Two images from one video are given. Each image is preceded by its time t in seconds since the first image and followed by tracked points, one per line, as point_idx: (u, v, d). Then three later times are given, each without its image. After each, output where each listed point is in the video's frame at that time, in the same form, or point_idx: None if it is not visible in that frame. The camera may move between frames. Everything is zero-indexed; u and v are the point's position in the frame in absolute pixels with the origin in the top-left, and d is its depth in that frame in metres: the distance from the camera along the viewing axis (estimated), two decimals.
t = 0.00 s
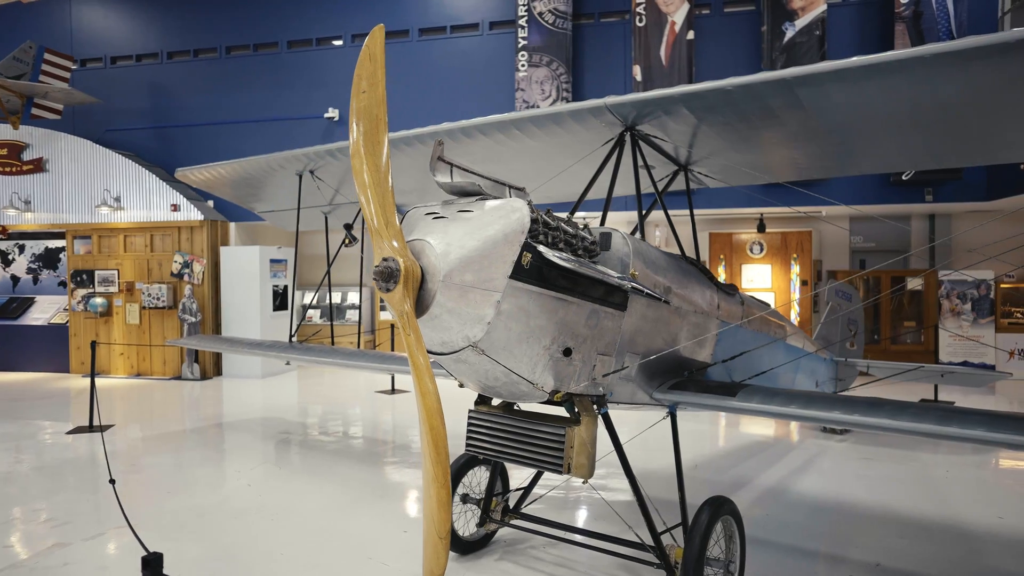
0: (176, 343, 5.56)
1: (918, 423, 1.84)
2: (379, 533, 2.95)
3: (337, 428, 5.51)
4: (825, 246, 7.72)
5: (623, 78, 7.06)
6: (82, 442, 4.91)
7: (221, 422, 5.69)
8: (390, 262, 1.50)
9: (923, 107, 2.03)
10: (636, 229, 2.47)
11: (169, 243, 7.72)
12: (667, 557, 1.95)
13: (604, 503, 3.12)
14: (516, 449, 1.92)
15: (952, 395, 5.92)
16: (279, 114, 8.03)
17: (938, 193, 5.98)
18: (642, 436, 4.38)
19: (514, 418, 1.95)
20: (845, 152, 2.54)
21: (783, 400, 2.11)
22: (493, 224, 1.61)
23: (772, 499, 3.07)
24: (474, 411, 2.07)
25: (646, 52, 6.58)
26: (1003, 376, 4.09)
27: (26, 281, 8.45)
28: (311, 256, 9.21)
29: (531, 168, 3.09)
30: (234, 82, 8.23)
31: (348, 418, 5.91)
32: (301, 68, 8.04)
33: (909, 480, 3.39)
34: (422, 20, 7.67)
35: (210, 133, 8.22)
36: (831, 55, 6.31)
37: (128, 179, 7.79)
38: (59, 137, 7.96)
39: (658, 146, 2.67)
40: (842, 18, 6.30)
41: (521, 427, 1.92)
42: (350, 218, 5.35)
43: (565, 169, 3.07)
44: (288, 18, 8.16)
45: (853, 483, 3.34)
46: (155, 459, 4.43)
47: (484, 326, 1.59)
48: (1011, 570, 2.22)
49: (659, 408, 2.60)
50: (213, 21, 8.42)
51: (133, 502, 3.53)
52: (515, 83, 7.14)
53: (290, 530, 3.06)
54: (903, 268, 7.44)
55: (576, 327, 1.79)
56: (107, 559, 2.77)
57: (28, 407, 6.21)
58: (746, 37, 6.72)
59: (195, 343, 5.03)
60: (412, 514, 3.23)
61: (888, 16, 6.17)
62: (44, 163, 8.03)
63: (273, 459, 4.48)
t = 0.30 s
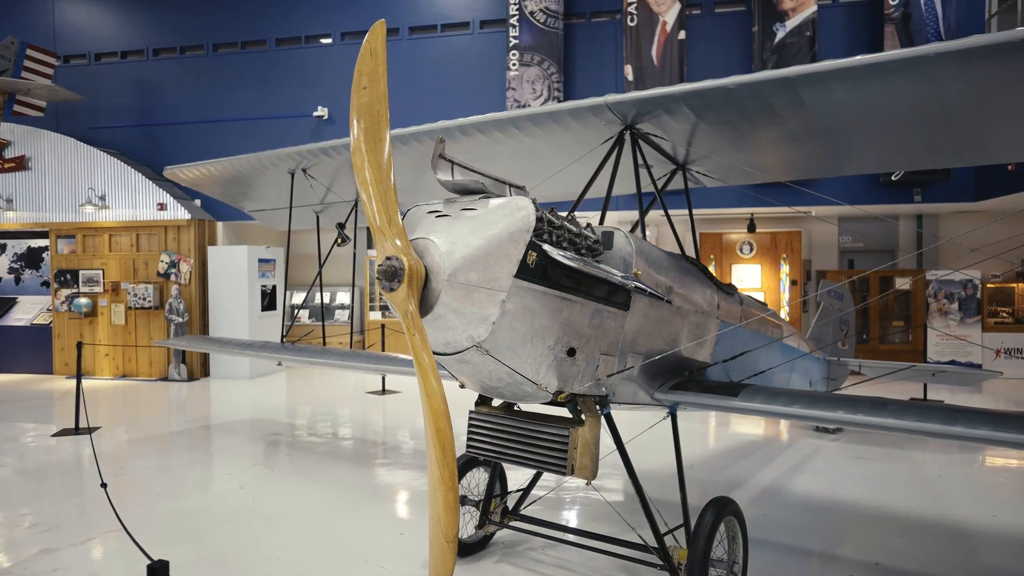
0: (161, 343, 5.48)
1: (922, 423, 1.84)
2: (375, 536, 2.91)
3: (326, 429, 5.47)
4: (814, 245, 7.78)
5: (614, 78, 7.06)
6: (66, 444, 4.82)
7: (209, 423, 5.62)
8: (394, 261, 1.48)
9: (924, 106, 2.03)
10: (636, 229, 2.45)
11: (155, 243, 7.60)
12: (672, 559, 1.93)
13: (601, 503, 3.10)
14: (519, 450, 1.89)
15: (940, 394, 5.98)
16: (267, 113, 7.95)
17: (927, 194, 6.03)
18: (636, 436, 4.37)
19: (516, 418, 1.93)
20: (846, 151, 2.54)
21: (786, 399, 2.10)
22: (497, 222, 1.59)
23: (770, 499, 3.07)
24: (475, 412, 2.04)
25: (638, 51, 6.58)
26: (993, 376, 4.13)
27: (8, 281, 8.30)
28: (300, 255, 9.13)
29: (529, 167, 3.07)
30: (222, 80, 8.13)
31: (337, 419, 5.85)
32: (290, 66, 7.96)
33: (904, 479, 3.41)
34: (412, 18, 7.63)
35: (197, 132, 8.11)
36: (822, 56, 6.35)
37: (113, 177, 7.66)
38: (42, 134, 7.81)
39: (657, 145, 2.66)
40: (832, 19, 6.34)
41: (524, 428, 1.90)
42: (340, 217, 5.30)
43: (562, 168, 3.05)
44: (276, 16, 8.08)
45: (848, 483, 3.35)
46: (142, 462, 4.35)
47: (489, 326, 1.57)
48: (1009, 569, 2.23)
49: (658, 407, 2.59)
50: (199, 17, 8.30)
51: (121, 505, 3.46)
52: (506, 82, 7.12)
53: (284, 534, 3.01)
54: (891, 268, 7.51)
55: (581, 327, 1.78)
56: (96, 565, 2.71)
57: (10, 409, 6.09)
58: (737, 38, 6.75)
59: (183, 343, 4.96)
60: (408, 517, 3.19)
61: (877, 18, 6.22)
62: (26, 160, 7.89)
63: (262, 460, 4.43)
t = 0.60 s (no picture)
0: (150, 344, 5.40)
1: (929, 423, 1.83)
2: (373, 538, 2.87)
3: (317, 429, 5.43)
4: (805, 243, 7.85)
5: (607, 77, 7.06)
6: (54, 447, 4.74)
7: (199, 425, 5.55)
8: (398, 259, 1.45)
9: (930, 108, 1.96)
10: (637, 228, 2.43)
11: (143, 242, 7.50)
12: (676, 560, 1.91)
13: (601, 504, 3.08)
14: (522, 451, 1.87)
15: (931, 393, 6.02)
16: (258, 111, 7.87)
17: (918, 193, 6.07)
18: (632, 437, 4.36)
19: (519, 419, 1.90)
20: (849, 156, 2.48)
21: (789, 399, 2.09)
22: (503, 220, 1.56)
23: (768, 499, 3.07)
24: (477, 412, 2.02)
25: (631, 51, 6.58)
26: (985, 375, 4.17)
27: None
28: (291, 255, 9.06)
29: (528, 166, 3.05)
30: (212, 78, 8.05)
31: (328, 419, 5.81)
32: (280, 63, 7.88)
33: (900, 478, 3.42)
34: (405, 17, 7.59)
35: (187, 130, 8.02)
36: (814, 57, 6.37)
37: (100, 176, 7.56)
38: (27, 132, 7.69)
39: (658, 144, 2.64)
40: (825, 19, 6.36)
41: (528, 429, 1.87)
42: (333, 216, 5.26)
43: (560, 167, 3.03)
44: (266, 13, 8.00)
45: (845, 483, 3.35)
46: (131, 464, 4.28)
47: (494, 326, 1.54)
48: (1011, 568, 2.23)
49: (658, 407, 2.57)
50: (188, 15, 8.20)
51: (112, 508, 3.40)
52: (499, 81, 7.10)
53: (280, 537, 2.95)
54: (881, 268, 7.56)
55: (586, 327, 1.76)
56: (86, 571, 2.65)
57: None
58: (730, 38, 6.77)
59: (173, 344, 4.89)
60: (405, 519, 3.16)
61: (869, 19, 6.26)
62: (12, 158, 7.76)
63: (253, 462, 4.38)
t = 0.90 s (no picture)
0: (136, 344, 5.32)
1: (934, 421, 1.82)
2: (368, 541, 2.83)
3: (306, 430, 5.37)
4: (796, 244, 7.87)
5: (599, 76, 7.05)
6: (38, 450, 4.64)
7: (187, 426, 5.47)
8: (401, 256, 1.42)
9: (935, 107, 1.89)
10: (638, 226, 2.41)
11: (130, 241, 7.39)
12: (680, 562, 1.88)
13: (598, 504, 3.06)
14: (524, 452, 1.84)
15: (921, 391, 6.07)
16: (246, 109, 7.78)
17: (908, 193, 6.10)
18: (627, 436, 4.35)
19: (520, 421, 1.87)
20: (852, 154, 2.43)
21: (792, 399, 2.07)
22: (508, 216, 1.54)
23: (766, 499, 3.06)
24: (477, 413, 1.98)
25: (623, 50, 6.58)
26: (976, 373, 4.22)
27: None
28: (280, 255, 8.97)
29: (525, 164, 3.02)
30: (200, 75, 7.94)
31: (318, 420, 5.75)
32: (269, 61, 7.80)
33: (895, 477, 3.43)
34: (395, 14, 7.53)
35: (174, 128, 7.91)
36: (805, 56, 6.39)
37: (85, 174, 7.44)
38: (11, 129, 7.55)
39: (657, 142, 2.62)
40: (816, 20, 6.39)
41: (529, 430, 1.84)
42: (323, 214, 5.20)
43: (558, 165, 3.01)
44: (255, 10, 7.91)
45: (841, 482, 3.36)
46: (118, 467, 4.20)
47: (498, 325, 1.52)
48: (1010, 566, 2.24)
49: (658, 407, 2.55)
50: (175, 11, 8.09)
51: (101, 513, 3.33)
52: (490, 80, 7.07)
53: (273, 541, 2.90)
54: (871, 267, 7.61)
55: (589, 326, 1.73)
56: None
57: None
58: (722, 37, 6.78)
59: (160, 344, 4.82)
60: (401, 520, 3.12)
61: (860, 19, 6.29)
62: None
63: (241, 463, 4.32)
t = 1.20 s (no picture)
0: (117, 346, 5.20)
1: (933, 423, 1.82)
2: (359, 546, 2.78)
3: (290, 432, 5.29)
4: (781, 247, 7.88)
5: (587, 76, 7.04)
6: (15, 454, 4.52)
7: (169, 429, 5.37)
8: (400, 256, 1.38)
9: (934, 107, 1.89)
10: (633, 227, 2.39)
11: (110, 240, 7.24)
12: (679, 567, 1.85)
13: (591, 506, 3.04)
14: (521, 457, 1.80)
15: (906, 391, 6.14)
16: (230, 106, 7.66)
17: (893, 194, 6.16)
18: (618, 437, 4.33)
19: (517, 425, 1.84)
20: (847, 156, 2.42)
21: (791, 401, 2.06)
22: (509, 216, 1.51)
23: (759, 500, 3.06)
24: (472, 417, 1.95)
25: (611, 49, 6.58)
26: (962, 373, 4.26)
27: None
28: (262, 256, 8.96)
29: (519, 163, 2.99)
30: (182, 72, 7.81)
31: (302, 421, 5.68)
32: (252, 58, 7.69)
33: (885, 477, 3.45)
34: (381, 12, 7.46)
35: (155, 125, 7.77)
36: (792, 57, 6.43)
37: (64, 172, 7.27)
38: None
39: (653, 141, 2.60)
40: (802, 21, 6.44)
41: (527, 434, 1.81)
42: (309, 214, 5.13)
43: (552, 165, 2.98)
44: (238, 6, 7.78)
45: (833, 482, 3.37)
46: (98, 472, 4.10)
47: (498, 327, 1.48)
48: (1004, 566, 2.25)
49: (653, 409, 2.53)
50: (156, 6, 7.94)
51: (81, 519, 3.24)
52: (478, 79, 7.02)
53: (262, 547, 2.84)
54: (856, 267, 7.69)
55: (589, 328, 1.70)
56: None
57: None
58: (709, 38, 6.80)
59: (141, 345, 4.71)
60: (392, 524, 3.08)
61: (847, 21, 6.34)
62: None
63: (224, 467, 4.24)
